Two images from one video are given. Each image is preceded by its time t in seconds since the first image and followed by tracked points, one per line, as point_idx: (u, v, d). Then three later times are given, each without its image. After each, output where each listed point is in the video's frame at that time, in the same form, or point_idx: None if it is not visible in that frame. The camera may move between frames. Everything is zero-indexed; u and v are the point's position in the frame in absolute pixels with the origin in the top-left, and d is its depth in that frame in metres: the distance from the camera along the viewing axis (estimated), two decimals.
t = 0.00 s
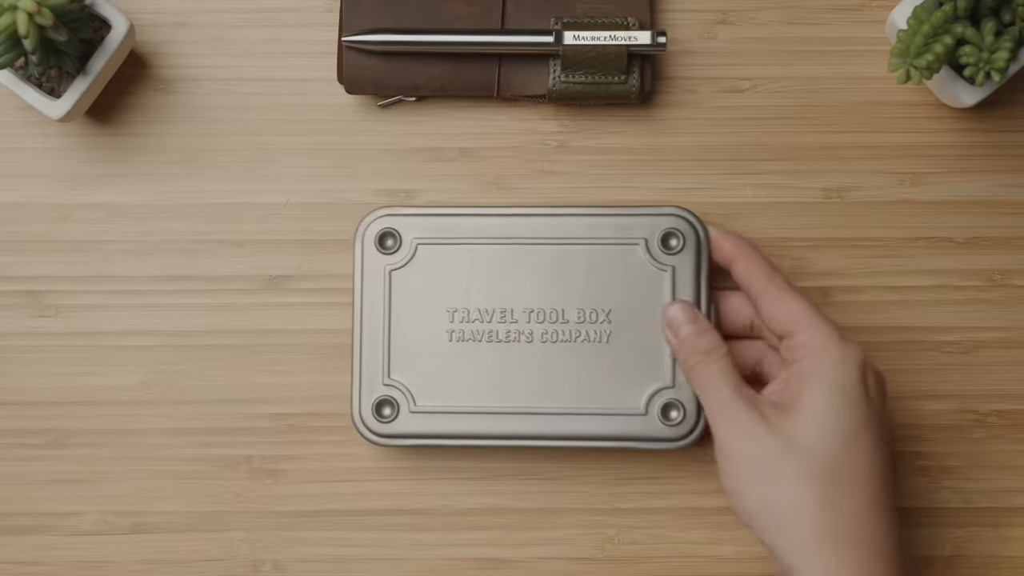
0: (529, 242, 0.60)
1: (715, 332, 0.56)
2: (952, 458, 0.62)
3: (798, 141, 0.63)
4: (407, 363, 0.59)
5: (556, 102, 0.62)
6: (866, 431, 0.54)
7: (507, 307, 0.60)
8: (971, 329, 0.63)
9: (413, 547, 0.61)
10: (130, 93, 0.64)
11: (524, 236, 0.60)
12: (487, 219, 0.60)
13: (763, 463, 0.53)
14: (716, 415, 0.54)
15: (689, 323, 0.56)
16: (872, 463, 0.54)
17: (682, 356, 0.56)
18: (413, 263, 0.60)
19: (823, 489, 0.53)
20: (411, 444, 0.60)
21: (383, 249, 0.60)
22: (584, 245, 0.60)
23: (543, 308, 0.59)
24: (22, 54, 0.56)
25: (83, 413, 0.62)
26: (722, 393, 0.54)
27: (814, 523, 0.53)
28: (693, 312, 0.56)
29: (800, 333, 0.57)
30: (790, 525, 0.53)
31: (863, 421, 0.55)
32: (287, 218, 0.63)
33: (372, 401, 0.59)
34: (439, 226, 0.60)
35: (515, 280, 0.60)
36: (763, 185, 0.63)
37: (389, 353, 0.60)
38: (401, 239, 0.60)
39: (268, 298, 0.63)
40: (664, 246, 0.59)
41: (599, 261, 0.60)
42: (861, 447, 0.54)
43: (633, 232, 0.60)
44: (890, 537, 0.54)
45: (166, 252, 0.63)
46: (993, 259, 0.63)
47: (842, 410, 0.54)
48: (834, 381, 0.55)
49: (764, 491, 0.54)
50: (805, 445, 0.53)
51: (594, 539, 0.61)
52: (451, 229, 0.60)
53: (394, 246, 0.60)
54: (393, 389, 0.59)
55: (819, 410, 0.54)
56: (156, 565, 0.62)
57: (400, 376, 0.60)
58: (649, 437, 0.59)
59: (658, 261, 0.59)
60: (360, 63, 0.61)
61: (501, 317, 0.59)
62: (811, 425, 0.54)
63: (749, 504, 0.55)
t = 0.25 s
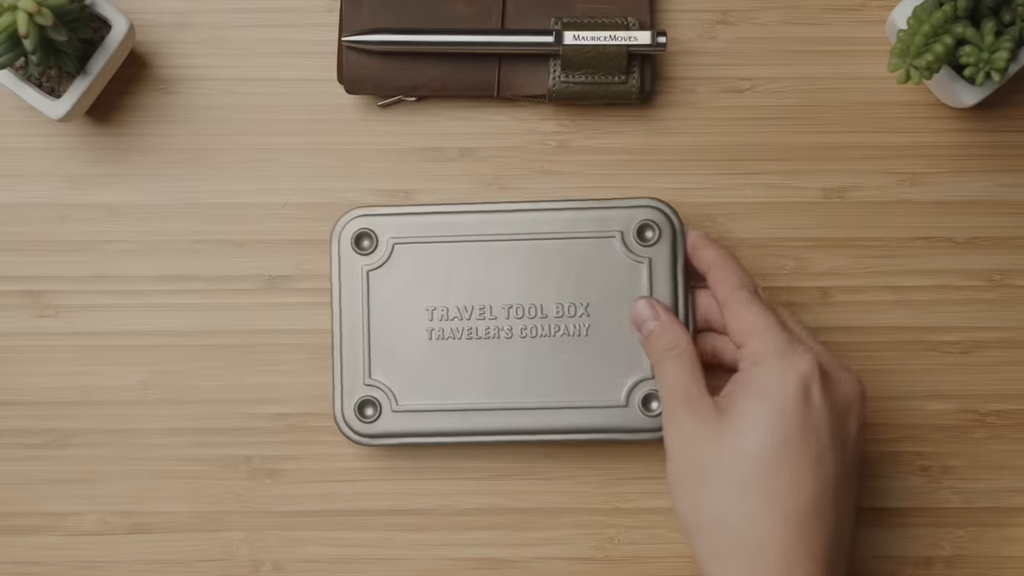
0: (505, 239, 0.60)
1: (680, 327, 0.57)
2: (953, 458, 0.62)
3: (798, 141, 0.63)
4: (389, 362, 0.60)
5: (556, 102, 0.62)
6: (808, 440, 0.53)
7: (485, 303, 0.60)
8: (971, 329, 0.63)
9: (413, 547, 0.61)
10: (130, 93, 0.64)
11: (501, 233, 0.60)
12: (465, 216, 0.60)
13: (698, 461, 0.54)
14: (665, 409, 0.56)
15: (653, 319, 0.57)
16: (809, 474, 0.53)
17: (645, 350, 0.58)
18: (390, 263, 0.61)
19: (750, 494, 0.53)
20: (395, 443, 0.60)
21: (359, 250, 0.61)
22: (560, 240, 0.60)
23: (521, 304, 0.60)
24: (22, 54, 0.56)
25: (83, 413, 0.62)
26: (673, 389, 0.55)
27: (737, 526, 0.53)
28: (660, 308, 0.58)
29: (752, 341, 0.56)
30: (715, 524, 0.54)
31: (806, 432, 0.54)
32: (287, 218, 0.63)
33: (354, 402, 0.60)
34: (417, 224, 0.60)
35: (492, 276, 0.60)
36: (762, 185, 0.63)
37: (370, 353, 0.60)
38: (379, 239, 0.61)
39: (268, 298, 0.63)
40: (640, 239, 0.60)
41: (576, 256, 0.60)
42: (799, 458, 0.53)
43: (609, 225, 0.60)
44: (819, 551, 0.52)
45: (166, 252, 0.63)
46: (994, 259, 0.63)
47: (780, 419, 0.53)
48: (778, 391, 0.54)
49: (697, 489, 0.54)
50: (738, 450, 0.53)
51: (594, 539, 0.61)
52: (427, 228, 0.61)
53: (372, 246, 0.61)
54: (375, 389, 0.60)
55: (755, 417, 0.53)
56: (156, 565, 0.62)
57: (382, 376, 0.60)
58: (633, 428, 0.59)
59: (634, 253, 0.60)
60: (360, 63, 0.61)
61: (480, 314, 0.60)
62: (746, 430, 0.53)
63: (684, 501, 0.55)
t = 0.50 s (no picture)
0: (494, 243, 0.61)
1: (668, 328, 0.57)
2: (953, 458, 0.62)
3: (798, 141, 0.63)
4: (378, 366, 0.60)
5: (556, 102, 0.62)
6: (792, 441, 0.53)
7: (475, 307, 0.60)
8: (971, 329, 0.63)
9: (414, 547, 0.61)
10: (130, 93, 0.64)
11: (491, 236, 0.61)
12: (455, 220, 0.61)
13: (682, 460, 0.54)
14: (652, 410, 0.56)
15: (644, 320, 0.57)
16: (793, 474, 0.53)
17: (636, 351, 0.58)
18: (380, 266, 0.61)
19: (734, 493, 0.52)
20: (385, 447, 0.60)
21: (349, 253, 0.61)
22: (549, 244, 0.61)
23: (511, 307, 0.60)
24: (22, 54, 0.56)
25: (83, 413, 0.62)
26: (660, 390, 0.55)
27: (719, 523, 0.53)
28: (650, 310, 0.58)
29: (738, 343, 0.56)
30: (698, 522, 0.53)
31: (790, 434, 0.53)
32: (287, 218, 0.63)
33: (344, 406, 0.60)
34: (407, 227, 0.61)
35: (481, 281, 0.61)
36: (763, 185, 0.63)
37: (360, 357, 0.60)
38: (368, 243, 0.61)
39: (268, 298, 0.63)
40: (629, 242, 0.60)
41: (565, 259, 0.61)
42: (783, 459, 0.53)
43: (598, 229, 0.61)
44: (801, 550, 0.52)
45: (166, 252, 0.63)
46: (994, 259, 0.63)
47: (764, 419, 0.53)
48: (762, 392, 0.54)
49: (682, 488, 0.54)
50: (722, 450, 0.53)
51: (594, 539, 0.61)
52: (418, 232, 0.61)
53: (361, 250, 0.61)
54: (365, 393, 0.60)
55: (740, 418, 0.53)
56: (156, 565, 0.62)
57: (371, 380, 0.60)
58: (622, 430, 0.60)
59: (622, 257, 0.60)
60: (360, 63, 0.61)
61: (469, 317, 0.60)
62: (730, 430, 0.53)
63: (669, 502, 0.55)
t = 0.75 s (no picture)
0: (493, 244, 0.61)
1: (665, 329, 0.57)
2: (952, 458, 0.62)
3: (798, 141, 0.63)
4: (376, 366, 0.60)
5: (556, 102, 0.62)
6: (784, 442, 0.53)
7: (473, 308, 0.61)
8: (971, 329, 0.63)
9: (413, 547, 0.61)
10: (130, 93, 0.64)
11: (490, 236, 0.61)
12: (454, 220, 0.61)
13: (674, 461, 0.54)
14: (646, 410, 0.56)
15: (643, 322, 0.58)
16: (784, 475, 0.53)
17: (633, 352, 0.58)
18: (378, 266, 0.61)
19: (726, 493, 0.52)
20: (382, 446, 0.60)
21: (347, 253, 0.61)
22: (547, 245, 0.61)
23: (509, 308, 0.60)
24: (22, 54, 0.56)
25: (83, 413, 0.62)
26: (655, 391, 0.56)
27: (709, 524, 0.53)
28: (648, 312, 0.58)
29: (733, 344, 0.56)
30: (688, 522, 0.53)
31: (782, 435, 0.53)
32: (287, 218, 0.63)
33: (340, 404, 0.60)
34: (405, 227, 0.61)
35: (480, 282, 0.61)
36: (763, 185, 0.63)
37: (357, 355, 0.60)
38: (366, 242, 0.61)
39: (268, 298, 0.63)
40: (628, 245, 0.61)
41: (563, 261, 0.61)
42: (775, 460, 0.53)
43: (596, 231, 0.61)
44: (791, 551, 0.52)
45: (166, 252, 0.63)
46: (994, 259, 0.63)
47: (757, 420, 0.53)
48: (755, 393, 0.54)
49: (673, 489, 0.54)
50: (714, 450, 0.53)
51: (594, 539, 0.61)
52: (417, 232, 0.61)
53: (359, 249, 0.61)
54: (361, 392, 0.60)
55: (733, 419, 0.53)
56: (156, 565, 0.62)
57: (368, 379, 0.60)
58: (617, 431, 0.60)
59: (620, 259, 0.61)
60: (360, 63, 0.61)
61: (467, 318, 0.60)
62: (722, 431, 0.53)
63: (661, 502, 0.55)
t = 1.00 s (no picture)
0: (492, 243, 0.61)
1: (665, 329, 0.57)
2: (952, 458, 0.62)
3: (798, 141, 0.63)
4: (375, 366, 0.60)
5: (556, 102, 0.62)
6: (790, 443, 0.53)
7: (472, 307, 0.61)
8: (971, 329, 0.63)
9: (414, 546, 0.61)
10: (130, 93, 0.64)
11: (490, 236, 0.61)
12: (453, 220, 0.61)
13: (678, 461, 0.54)
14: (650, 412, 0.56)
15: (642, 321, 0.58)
16: (789, 475, 0.53)
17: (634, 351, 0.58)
18: (377, 265, 0.61)
19: (730, 494, 0.52)
20: (381, 446, 0.60)
21: (347, 252, 0.61)
22: (546, 245, 0.61)
23: (508, 308, 0.60)
24: (22, 54, 0.56)
25: (83, 413, 0.62)
26: (656, 392, 0.56)
27: (714, 524, 0.53)
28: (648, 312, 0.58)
29: (737, 344, 0.56)
30: (694, 521, 0.53)
31: (788, 435, 0.53)
32: (287, 218, 0.63)
33: (339, 404, 0.60)
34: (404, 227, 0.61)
35: (479, 281, 0.61)
36: (763, 185, 0.63)
37: (356, 355, 0.60)
38: (366, 241, 0.61)
39: (268, 298, 0.63)
40: (627, 244, 0.61)
41: (562, 260, 0.61)
42: (781, 460, 0.52)
43: (595, 231, 0.61)
44: (795, 550, 0.52)
45: (166, 252, 0.63)
46: (994, 259, 0.63)
47: (762, 420, 0.53)
48: (760, 392, 0.53)
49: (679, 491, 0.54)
50: (719, 451, 0.53)
51: (595, 539, 0.61)
52: (416, 232, 0.61)
53: (359, 249, 0.61)
54: (360, 392, 0.60)
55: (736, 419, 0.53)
56: (156, 565, 0.62)
57: (367, 379, 0.60)
58: (616, 431, 0.60)
59: (620, 259, 0.61)
60: (360, 63, 0.61)
61: (466, 317, 0.60)
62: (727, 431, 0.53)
63: (666, 501, 0.55)
